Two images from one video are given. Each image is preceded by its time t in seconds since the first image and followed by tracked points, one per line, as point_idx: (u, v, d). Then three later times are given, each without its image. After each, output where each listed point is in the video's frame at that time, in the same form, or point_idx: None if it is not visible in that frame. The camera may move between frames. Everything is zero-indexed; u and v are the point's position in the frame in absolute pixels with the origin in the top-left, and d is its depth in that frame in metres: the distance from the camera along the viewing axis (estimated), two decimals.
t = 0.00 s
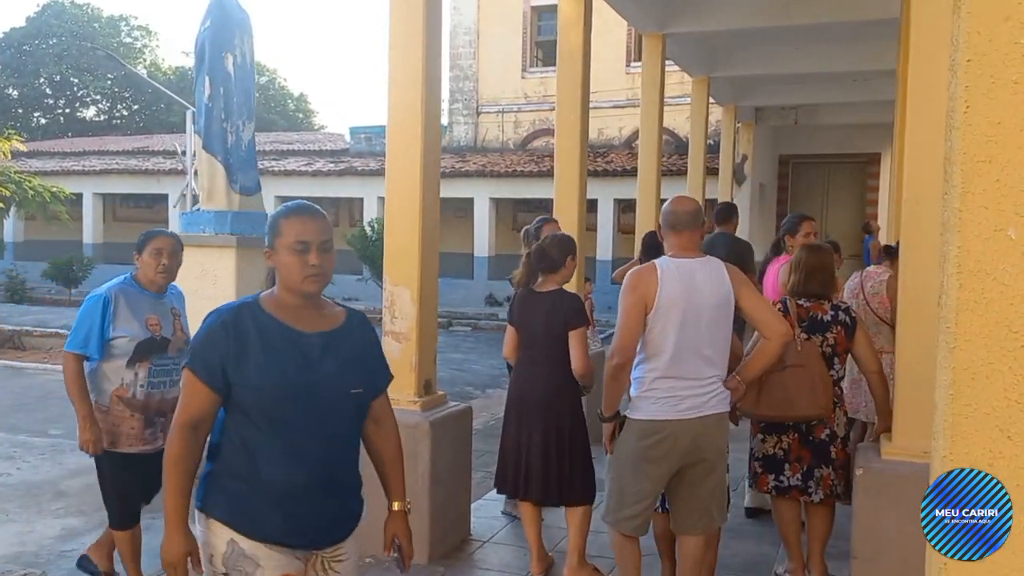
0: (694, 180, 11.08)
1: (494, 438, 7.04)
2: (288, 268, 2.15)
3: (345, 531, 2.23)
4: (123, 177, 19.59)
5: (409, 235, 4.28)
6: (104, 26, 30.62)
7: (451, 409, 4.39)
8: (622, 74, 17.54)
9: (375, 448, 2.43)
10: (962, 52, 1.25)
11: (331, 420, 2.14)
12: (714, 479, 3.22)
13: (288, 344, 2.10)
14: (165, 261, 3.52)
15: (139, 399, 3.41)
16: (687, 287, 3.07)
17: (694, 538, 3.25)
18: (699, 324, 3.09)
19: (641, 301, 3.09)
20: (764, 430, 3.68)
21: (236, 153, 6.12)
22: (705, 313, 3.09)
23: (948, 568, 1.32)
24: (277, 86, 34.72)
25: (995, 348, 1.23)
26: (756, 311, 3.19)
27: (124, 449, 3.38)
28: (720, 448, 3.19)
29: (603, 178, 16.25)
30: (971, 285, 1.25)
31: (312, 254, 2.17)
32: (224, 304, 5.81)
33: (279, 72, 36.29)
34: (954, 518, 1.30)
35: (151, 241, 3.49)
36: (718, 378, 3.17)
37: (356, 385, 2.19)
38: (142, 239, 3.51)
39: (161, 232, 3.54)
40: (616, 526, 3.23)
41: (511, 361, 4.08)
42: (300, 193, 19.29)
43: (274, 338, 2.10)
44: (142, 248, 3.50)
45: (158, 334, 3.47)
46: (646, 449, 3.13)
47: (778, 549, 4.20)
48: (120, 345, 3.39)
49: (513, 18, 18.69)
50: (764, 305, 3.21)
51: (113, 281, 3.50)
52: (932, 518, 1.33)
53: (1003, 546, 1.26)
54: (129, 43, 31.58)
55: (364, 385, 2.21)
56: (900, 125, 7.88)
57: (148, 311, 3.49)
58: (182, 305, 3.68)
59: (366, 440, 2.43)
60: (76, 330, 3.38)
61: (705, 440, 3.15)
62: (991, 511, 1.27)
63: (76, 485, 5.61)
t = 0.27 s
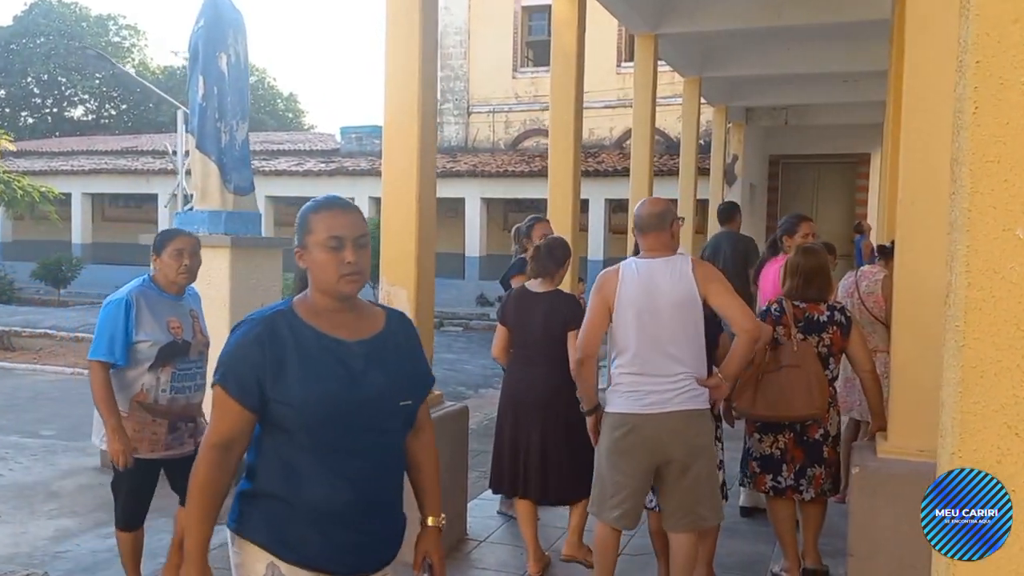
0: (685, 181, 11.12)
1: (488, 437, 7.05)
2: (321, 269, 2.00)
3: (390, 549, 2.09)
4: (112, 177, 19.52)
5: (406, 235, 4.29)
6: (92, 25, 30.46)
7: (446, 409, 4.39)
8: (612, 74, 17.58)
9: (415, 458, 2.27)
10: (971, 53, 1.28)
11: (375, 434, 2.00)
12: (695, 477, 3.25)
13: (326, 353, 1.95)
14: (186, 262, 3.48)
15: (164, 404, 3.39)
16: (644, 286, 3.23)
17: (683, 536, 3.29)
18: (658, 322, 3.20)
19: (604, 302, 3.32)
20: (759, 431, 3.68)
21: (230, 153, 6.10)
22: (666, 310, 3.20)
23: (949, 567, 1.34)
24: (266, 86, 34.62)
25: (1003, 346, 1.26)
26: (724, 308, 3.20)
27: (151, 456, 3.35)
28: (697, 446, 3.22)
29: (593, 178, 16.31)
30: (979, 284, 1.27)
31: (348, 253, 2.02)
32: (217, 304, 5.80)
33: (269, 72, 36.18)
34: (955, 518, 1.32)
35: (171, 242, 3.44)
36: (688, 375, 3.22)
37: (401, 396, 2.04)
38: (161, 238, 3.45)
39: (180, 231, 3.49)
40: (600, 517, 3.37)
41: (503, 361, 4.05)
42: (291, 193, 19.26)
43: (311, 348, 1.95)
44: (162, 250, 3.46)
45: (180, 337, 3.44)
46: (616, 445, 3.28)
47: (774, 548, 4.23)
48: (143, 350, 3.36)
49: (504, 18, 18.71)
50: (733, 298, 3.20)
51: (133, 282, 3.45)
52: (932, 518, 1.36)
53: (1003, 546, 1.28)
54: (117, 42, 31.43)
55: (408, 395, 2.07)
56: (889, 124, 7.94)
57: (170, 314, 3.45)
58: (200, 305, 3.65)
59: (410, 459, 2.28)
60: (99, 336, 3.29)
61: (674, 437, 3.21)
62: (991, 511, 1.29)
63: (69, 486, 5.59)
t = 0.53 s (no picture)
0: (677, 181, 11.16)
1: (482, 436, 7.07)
2: (362, 268, 1.90)
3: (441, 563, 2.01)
4: (102, 177, 19.45)
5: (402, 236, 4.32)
6: (82, 25, 30.34)
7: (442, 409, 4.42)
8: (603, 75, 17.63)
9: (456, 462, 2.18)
10: (971, 56, 1.31)
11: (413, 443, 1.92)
12: (662, 471, 3.27)
13: (366, 357, 1.85)
14: (216, 264, 3.49)
15: (196, 405, 3.39)
16: (609, 284, 3.32)
17: (656, 530, 3.31)
18: (623, 317, 3.28)
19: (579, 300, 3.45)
20: (754, 428, 3.72)
21: (224, 153, 6.11)
22: (630, 306, 3.28)
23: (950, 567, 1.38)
24: (257, 86, 34.54)
25: (1003, 346, 1.29)
26: (686, 302, 3.23)
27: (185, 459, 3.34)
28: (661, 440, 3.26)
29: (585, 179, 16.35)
30: (978, 284, 1.31)
31: (389, 251, 1.91)
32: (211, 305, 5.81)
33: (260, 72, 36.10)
34: (955, 518, 1.37)
35: (202, 243, 3.44)
36: (652, 370, 3.26)
37: (438, 403, 1.96)
38: (190, 239, 3.46)
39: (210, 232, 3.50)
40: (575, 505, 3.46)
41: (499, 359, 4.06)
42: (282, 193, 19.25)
43: (350, 351, 1.84)
44: (193, 251, 3.46)
45: (210, 337, 3.46)
46: (589, 435, 3.38)
47: (768, 545, 4.27)
48: (174, 352, 3.37)
49: (495, 19, 18.74)
50: (693, 292, 3.21)
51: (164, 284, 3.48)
52: (932, 518, 1.41)
53: (1003, 546, 1.32)
54: (107, 41, 31.30)
55: (446, 401, 2.00)
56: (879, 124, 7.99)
57: (199, 314, 3.46)
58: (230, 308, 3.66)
59: (448, 462, 2.20)
60: (130, 339, 3.32)
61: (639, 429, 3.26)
62: (990, 512, 1.33)
63: (63, 486, 5.59)
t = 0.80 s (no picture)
0: (672, 182, 11.19)
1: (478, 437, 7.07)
2: (420, 285, 1.76)
3: None
4: (95, 177, 19.39)
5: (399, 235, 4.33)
6: (75, 25, 30.23)
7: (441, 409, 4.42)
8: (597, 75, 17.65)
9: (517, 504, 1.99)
10: (975, 59, 1.43)
11: (472, 482, 1.75)
12: (644, 470, 3.12)
13: (420, 385, 1.70)
14: (252, 261, 3.47)
15: (224, 400, 3.37)
16: (594, 281, 3.22)
17: (641, 529, 3.17)
18: (605, 316, 3.17)
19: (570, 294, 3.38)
20: (753, 426, 3.75)
21: (220, 154, 6.11)
22: (613, 305, 3.16)
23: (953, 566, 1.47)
24: (250, 87, 34.44)
25: (1005, 344, 1.41)
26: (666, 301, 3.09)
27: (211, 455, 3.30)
28: (641, 437, 3.11)
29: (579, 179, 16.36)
30: (983, 282, 1.42)
31: (450, 269, 1.77)
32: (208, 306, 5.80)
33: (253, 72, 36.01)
34: (954, 519, 1.47)
35: (238, 238, 3.41)
36: (634, 368, 3.12)
37: (503, 439, 1.80)
38: (228, 235, 3.43)
39: (249, 228, 3.46)
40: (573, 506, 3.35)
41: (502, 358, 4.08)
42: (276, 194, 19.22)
43: (404, 378, 1.70)
44: (230, 248, 3.43)
45: (242, 332, 3.44)
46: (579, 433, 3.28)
47: (765, 544, 4.29)
48: (203, 346, 3.37)
49: (490, 19, 18.74)
50: (674, 288, 3.07)
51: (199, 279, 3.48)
52: (933, 518, 1.49)
53: (1003, 546, 1.42)
54: (100, 41, 31.17)
55: (512, 438, 1.83)
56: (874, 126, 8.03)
57: (232, 309, 3.44)
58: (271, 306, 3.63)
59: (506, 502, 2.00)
60: (159, 332, 3.35)
61: (619, 428, 3.13)
62: (990, 512, 1.44)
63: (60, 487, 5.58)
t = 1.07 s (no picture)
0: (668, 181, 11.21)
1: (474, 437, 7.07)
2: (505, 275, 1.70)
3: None
4: (89, 177, 19.34)
5: (399, 234, 4.33)
6: (69, 25, 30.18)
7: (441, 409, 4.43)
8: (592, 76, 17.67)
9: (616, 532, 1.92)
10: (982, 58, 1.47)
11: (551, 500, 1.65)
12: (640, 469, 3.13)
13: (499, 388, 1.62)
14: (272, 266, 3.31)
15: (239, 410, 3.22)
16: (591, 283, 3.18)
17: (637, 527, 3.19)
18: (603, 313, 3.16)
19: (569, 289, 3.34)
20: (754, 425, 3.77)
21: (218, 154, 6.11)
22: (611, 304, 3.14)
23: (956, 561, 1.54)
24: (244, 87, 34.39)
25: (1012, 341, 1.46)
26: (661, 296, 3.06)
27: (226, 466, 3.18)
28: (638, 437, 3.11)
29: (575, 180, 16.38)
30: (990, 279, 1.47)
31: (542, 261, 1.69)
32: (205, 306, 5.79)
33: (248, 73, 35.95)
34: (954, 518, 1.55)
35: (256, 242, 3.27)
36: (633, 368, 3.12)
37: (589, 454, 1.69)
38: (249, 238, 3.30)
39: (268, 231, 3.31)
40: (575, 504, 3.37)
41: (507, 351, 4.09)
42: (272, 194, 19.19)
43: (481, 380, 1.62)
44: (249, 251, 3.29)
45: (259, 339, 3.26)
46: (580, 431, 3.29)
47: (764, 543, 4.30)
48: (216, 353, 3.22)
49: (486, 20, 18.77)
50: (673, 288, 3.02)
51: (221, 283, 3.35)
52: (934, 518, 1.60)
53: (1003, 545, 1.48)
54: (94, 41, 31.10)
55: (602, 454, 1.71)
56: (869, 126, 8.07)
57: (249, 314, 3.27)
58: (299, 310, 3.43)
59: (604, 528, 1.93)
60: (177, 338, 3.25)
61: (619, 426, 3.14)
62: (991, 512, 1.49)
63: (56, 488, 5.56)
